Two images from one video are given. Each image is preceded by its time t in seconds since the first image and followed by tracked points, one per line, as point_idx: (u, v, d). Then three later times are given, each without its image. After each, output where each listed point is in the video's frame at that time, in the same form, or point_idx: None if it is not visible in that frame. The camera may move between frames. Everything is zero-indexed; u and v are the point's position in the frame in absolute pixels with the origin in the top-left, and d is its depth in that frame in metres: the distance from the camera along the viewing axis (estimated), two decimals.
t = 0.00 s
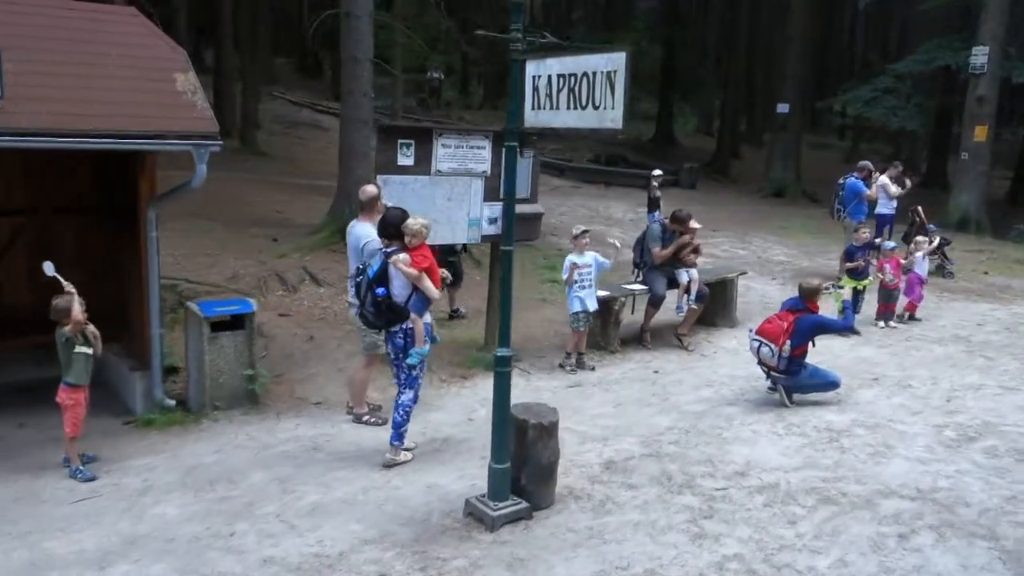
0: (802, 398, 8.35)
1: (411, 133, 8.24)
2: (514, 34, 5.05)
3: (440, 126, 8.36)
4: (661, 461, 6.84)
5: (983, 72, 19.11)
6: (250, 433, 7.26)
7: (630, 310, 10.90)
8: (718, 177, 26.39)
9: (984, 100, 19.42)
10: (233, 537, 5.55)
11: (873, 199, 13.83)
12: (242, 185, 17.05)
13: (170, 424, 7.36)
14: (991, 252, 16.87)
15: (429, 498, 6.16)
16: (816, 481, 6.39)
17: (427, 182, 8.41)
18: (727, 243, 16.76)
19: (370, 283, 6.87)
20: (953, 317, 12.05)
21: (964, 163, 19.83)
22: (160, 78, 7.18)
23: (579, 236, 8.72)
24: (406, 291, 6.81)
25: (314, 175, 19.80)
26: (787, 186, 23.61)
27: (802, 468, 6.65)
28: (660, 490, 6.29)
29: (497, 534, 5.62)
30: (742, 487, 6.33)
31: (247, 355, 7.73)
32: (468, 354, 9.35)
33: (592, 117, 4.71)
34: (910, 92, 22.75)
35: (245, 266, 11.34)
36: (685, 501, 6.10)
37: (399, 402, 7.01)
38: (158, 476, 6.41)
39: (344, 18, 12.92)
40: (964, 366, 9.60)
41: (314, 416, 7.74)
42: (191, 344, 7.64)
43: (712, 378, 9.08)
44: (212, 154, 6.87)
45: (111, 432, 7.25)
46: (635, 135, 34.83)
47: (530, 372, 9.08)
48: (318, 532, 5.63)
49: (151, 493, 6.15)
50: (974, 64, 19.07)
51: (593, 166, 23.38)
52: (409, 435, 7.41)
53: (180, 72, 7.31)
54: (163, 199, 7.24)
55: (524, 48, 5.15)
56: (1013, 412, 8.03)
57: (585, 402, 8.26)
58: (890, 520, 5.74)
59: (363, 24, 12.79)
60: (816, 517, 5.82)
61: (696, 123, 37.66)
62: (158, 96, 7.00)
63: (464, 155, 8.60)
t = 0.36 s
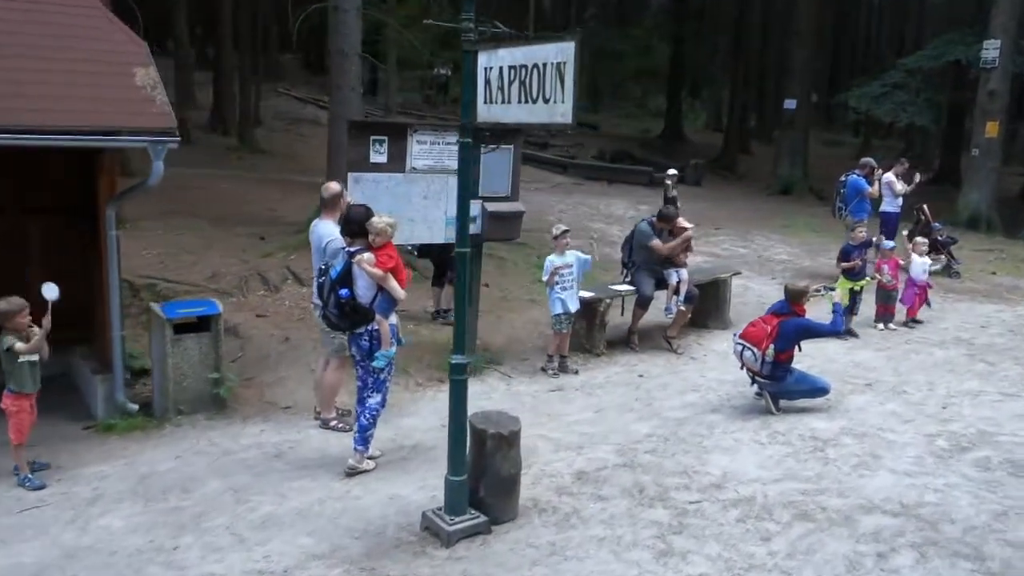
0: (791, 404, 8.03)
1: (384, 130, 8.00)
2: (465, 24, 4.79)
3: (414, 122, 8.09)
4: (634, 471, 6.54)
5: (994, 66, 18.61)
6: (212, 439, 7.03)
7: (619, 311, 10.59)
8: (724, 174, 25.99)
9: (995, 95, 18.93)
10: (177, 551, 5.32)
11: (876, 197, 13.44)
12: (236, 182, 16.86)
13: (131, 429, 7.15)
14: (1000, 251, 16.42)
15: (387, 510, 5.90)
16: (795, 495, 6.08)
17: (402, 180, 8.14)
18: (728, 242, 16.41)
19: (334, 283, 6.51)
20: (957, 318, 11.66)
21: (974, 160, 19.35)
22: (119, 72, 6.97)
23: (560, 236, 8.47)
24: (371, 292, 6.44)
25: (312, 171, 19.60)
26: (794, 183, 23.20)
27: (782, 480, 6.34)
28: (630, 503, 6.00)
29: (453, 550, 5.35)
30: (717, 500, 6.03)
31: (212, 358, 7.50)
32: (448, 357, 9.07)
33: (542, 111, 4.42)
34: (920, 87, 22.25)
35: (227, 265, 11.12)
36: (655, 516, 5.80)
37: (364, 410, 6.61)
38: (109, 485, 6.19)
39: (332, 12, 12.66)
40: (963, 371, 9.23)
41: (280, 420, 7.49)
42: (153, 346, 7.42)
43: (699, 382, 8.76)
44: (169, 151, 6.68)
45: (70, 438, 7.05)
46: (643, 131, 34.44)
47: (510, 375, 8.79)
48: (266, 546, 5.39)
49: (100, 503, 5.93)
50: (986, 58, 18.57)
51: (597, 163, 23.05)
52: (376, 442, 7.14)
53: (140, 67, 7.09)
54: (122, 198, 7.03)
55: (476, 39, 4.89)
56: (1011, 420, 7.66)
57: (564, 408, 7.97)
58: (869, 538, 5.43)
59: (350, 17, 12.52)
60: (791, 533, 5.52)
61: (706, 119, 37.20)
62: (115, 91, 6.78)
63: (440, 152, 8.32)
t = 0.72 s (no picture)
0: (773, 412, 7.72)
1: (349, 126, 7.72)
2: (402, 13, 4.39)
3: (381, 118, 7.79)
4: (599, 483, 6.25)
5: (1003, 60, 18.14)
6: (165, 447, 6.78)
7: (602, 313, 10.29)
8: (729, 172, 25.57)
9: (1003, 90, 18.44)
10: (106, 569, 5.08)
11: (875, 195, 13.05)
12: (225, 180, 16.64)
13: (83, 437, 6.93)
14: (1006, 251, 15.98)
15: (334, 524, 5.63)
16: (765, 510, 5.76)
17: (369, 178, 7.87)
18: (726, 241, 16.06)
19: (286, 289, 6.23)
20: (955, 321, 11.27)
21: (982, 157, 18.88)
22: (68, 67, 6.73)
23: (534, 234, 8.19)
24: (326, 295, 6.17)
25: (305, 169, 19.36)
26: (798, 181, 22.77)
27: (753, 494, 6.02)
28: (590, 518, 5.71)
29: (397, 568, 5.09)
30: (682, 515, 5.72)
31: (169, 363, 7.27)
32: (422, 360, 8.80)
33: (479, 107, 4.18)
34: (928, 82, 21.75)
35: (203, 264, 10.88)
36: (615, 532, 5.51)
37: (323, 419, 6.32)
38: (49, 497, 5.96)
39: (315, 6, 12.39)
40: (957, 376, 8.88)
41: (239, 427, 7.24)
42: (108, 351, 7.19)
43: (679, 388, 8.44)
44: (117, 148, 6.43)
45: (19, 446, 6.83)
46: (649, 128, 34.02)
47: (484, 380, 8.51)
48: (202, 563, 5.14)
49: (36, 515, 5.71)
50: (994, 52, 18.10)
51: (598, 160, 22.71)
52: (336, 450, 6.87)
53: (91, 61, 6.85)
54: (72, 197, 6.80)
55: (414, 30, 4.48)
56: (1001, 430, 7.32)
57: (535, 415, 7.68)
58: (840, 560, 5.11)
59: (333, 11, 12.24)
60: (755, 553, 5.21)
61: (714, 116, 36.76)
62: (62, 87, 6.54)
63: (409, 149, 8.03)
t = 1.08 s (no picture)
0: (747, 422, 7.42)
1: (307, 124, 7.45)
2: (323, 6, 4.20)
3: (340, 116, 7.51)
4: (553, 498, 5.96)
5: (1006, 58, 17.73)
6: (108, 456, 6.55)
7: (579, 316, 9.99)
8: (729, 171, 25.21)
9: (1007, 88, 18.03)
10: None
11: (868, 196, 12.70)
12: (211, 178, 16.43)
13: (25, 444, 6.69)
14: (1008, 253, 15.58)
15: (269, 542, 5.36)
16: (723, 529, 5.46)
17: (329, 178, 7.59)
18: (719, 241, 15.75)
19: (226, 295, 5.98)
20: (948, 326, 10.92)
21: (985, 156, 18.47)
22: (10, 62, 6.49)
23: (499, 237, 7.90)
24: (268, 302, 5.90)
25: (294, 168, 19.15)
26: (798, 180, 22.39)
27: (714, 512, 5.72)
28: (538, 536, 5.42)
29: None
30: (635, 534, 5.44)
31: (117, 369, 7.04)
32: (388, 365, 8.53)
33: (393, 101, 3.89)
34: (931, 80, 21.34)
35: (174, 265, 10.66)
36: (562, 552, 5.22)
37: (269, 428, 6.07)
38: None
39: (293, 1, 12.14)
40: (943, 385, 8.54)
41: (189, 435, 7.00)
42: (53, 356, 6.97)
43: (651, 395, 8.14)
44: (56, 146, 6.20)
45: None
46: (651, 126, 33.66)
47: (450, 387, 8.24)
48: None
49: None
50: (997, 49, 17.69)
51: (594, 159, 22.41)
52: (285, 461, 6.61)
53: (35, 56, 6.61)
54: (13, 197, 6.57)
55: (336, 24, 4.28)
56: (984, 443, 6.98)
57: (497, 424, 7.41)
58: None
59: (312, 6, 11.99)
60: None
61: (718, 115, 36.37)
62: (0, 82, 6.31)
63: (371, 148, 7.74)
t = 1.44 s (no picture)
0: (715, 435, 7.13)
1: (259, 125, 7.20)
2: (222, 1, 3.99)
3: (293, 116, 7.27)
4: (499, 518, 5.67)
5: (1006, 57, 17.33)
6: (42, 470, 6.31)
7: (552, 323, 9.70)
8: (727, 172, 24.84)
9: (1007, 88, 17.62)
10: None
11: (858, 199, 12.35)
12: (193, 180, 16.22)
13: None
14: (1006, 257, 15.19)
15: (193, 564, 5.09)
16: (672, 554, 5.16)
17: (281, 181, 7.34)
18: (709, 245, 15.42)
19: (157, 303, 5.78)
20: (937, 333, 10.57)
21: (985, 157, 18.06)
22: None
23: (464, 241, 7.67)
24: (200, 310, 5.65)
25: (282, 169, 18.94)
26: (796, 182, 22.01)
27: (665, 534, 5.42)
28: (475, 561, 5.13)
29: None
30: (579, 558, 5.15)
31: (58, 379, 6.83)
32: (349, 374, 8.26)
33: (291, 101, 3.66)
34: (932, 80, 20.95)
35: (141, 269, 10.43)
36: None
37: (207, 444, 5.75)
38: None
39: None
40: (925, 396, 8.21)
41: (130, 448, 6.76)
42: None
43: (619, 406, 7.85)
44: None
45: None
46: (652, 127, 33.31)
47: (410, 397, 7.97)
48: None
49: None
50: (997, 48, 17.29)
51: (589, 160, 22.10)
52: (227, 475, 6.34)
53: None
54: None
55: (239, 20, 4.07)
56: (961, 459, 6.65)
57: (453, 436, 7.13)
58: None
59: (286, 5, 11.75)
60: None
61: (720, 116, 35.99)
62: None
63: (327, 149, 7.51)
